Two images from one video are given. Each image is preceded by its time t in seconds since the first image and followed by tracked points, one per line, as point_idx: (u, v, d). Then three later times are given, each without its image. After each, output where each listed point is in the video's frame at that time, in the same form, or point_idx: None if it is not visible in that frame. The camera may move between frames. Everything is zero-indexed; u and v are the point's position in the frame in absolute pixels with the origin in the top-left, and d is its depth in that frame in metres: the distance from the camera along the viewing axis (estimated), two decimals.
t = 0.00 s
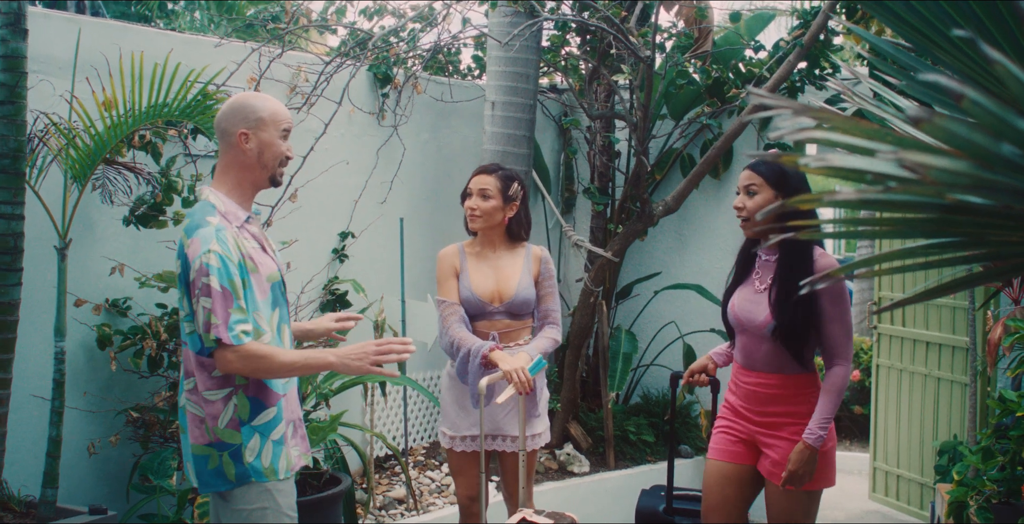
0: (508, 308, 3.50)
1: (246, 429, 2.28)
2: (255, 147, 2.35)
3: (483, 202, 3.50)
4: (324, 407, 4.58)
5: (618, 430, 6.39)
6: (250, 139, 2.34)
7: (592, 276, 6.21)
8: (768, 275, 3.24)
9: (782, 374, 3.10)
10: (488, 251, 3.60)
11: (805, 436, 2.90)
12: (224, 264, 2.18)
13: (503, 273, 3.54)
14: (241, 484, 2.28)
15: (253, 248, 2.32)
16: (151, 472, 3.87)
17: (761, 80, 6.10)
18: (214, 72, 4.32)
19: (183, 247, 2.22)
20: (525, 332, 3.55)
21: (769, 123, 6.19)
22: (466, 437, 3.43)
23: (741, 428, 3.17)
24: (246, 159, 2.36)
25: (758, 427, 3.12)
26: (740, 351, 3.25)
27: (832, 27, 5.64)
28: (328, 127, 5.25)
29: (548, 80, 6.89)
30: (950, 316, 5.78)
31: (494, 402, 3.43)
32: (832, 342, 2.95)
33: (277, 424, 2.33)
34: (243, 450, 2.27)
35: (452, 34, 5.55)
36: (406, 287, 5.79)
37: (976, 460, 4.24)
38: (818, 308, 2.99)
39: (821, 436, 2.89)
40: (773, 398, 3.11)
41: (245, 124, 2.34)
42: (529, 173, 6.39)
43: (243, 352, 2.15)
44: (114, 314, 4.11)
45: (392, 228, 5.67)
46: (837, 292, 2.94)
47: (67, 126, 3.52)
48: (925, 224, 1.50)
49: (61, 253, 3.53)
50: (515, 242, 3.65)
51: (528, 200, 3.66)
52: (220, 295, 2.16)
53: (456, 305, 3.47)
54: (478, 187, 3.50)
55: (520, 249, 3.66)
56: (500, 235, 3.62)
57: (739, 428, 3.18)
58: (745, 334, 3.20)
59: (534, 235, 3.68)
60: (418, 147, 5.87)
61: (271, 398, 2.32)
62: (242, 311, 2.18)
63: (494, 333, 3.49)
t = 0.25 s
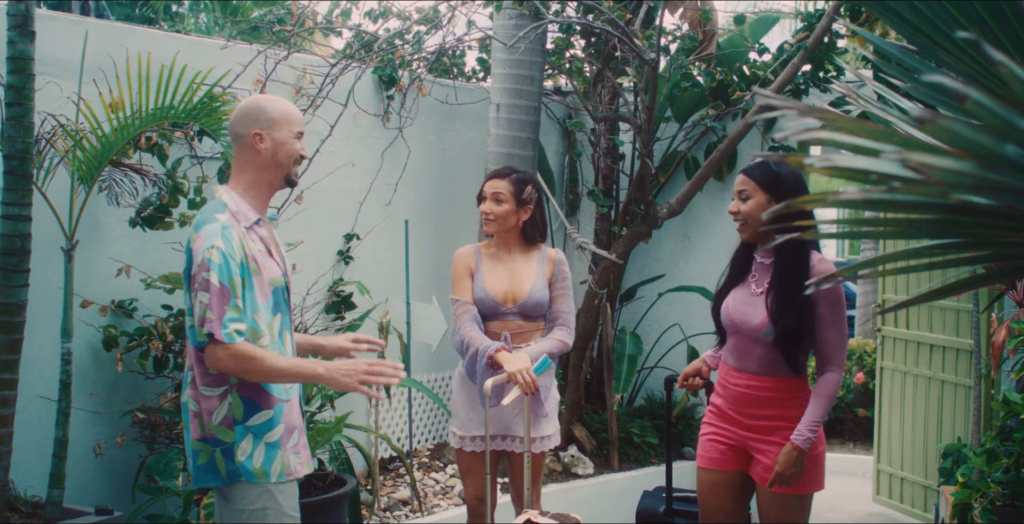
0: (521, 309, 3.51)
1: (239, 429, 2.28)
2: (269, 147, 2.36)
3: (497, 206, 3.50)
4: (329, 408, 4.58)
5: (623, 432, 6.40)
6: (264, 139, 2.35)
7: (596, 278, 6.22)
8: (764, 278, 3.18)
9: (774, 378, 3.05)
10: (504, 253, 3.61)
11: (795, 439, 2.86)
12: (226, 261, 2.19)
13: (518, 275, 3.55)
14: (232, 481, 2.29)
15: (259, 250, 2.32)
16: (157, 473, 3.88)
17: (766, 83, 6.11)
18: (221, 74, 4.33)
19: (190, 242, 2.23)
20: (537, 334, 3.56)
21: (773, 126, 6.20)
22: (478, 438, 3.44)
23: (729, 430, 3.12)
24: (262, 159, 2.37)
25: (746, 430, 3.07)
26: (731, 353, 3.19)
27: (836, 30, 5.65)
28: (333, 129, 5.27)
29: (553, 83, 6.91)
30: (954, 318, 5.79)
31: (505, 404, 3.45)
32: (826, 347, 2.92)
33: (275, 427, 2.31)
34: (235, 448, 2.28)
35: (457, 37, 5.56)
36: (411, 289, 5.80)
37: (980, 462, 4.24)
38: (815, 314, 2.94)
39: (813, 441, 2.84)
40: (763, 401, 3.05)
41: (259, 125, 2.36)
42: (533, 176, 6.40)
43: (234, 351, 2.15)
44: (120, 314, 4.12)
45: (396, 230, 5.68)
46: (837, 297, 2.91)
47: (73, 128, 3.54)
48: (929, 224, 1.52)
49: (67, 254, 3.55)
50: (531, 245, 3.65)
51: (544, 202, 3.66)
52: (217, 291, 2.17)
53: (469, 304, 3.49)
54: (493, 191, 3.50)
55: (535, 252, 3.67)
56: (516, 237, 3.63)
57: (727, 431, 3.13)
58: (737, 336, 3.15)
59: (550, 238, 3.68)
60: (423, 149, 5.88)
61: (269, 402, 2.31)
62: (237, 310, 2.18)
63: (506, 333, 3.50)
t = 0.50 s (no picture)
0: (537, 309, 3.52)
1: (225, 423, 2.29)
2: (299, 151, 2.37)
3: (516, 212, 3.51)
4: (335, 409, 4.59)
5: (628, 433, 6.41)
6: (295, 141, 2.37)
7: (601, 279, 6.22)
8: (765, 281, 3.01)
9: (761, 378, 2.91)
10: (522, 253, 3.62)
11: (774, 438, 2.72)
12: (234, 254, 2.20)
13: (535, 275, 3.56)
14: (219, 473, 2.31)
15: (270, 251, 2.32)
16: (163, 473, 3.89)
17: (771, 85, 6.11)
18: (227, 75, 4.34)
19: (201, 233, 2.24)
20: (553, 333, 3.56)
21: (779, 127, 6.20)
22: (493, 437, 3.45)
23: (716, 429, 2.99)
24: (291, 162, 2.38)
25: (733, 429, 2.94)
26: (722, 352, 3.05)
27: (841, 32, 5.65)
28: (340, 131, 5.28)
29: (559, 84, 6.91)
30: (959, 319, 5.79)
31: (515, 404, 3.46)
32: (811, 357, 2.76)
33: (263, 427, 2.30)
34: (221, 443, 2.28)
35: (462, 38, 5.57)
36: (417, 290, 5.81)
37: (986, 463, 4.24)
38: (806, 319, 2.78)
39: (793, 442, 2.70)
40: (751, 399, 2.91)
41: (290, 127, 2.37)
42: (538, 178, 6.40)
43: (220, 344, 2.13)
44: (126, 315, 4.13)
45: (402, 231, 5.69)
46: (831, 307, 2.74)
47: (81, 128, 3.55)
48: (936, 223, 1.51)
49: (75, 254, 3.56)
50: (547, 247, 3.67)
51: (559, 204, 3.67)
52: (221, 281, 2.17)
53: (483, 302, 3.49)
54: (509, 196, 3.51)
55: (552, 253, 3.67)
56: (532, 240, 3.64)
57: (713, 429, 3.00)
58: (729, 335, 3.00)
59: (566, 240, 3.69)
60: (429, 150, 5.88)
61: (257, 400, 2.30)
62: (234, 303, 2.18)
63: (521, 333, 3.50)
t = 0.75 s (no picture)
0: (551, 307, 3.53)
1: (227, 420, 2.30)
2: (312, 152, 2.38)
3: (548, 214, 3.55)
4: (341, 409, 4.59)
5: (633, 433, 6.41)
6: (308, 142, 2.37)
7: (606, 280, 6.22)
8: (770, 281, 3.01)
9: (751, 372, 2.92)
10: (533, 254, 3.64)
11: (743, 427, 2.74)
12: (229, 251, 2.21)
13: (549, 275, 3.58)
14: (224, 470, 2.32)
15: (273, 249, 2.32)
16: (169, 472, 3.89)
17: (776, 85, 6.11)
18: (233, 75, 4.35)
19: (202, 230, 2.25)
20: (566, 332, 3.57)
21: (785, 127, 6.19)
22: (506, 436, 3.46)
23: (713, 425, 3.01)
24: (302, 161, 2.38)
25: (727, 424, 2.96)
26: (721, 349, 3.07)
27: (847, 32, 5.64)
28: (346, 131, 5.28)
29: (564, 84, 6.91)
30: (965, 319, 5.79)
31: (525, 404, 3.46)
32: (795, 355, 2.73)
33: (263, 425, 2.30)
34: (223, 440, 2.30)
35: (468, 38, 5.57)
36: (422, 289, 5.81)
37: (992, 463, 4.24)
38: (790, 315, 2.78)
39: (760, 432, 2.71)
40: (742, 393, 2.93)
41: (304, 127, 2.37)
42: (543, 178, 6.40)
43: (209, 339, 2.15)
44: (132, 314, 4.14)
45: (408, 231, 5.69)
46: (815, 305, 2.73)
47: (87, 128, 3.56)
48: (942, 221, 1.51)
49: (81, 254, 3.56)
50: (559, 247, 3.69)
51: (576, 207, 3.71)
52: (215, 279, 2.17)
53: (495, 303, 3.50)
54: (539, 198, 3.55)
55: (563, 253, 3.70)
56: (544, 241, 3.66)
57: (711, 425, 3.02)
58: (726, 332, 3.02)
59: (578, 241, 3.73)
60: (434, 150, 5.89)
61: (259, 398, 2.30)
62: (226, 301, 2.19)
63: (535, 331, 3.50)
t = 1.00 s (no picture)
0: (559, 307, 3.53)
1: (240, 421, 2.29)
2: (309, 147, 2.38)
3: (552, 216, 3.55)
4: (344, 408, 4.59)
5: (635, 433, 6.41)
6: (305, 139, 2.37)
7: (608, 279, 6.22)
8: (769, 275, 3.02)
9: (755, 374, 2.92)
10: (539, 254, 3.64)
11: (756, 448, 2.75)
12: (237, 251, 2.21)
13: (556, 275, 3.58)
14: (230, 475, 2.31)
15: (278, 244, 2.33)
16: (171, 471, 3.90)
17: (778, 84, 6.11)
18: (236, 74, 4.35)
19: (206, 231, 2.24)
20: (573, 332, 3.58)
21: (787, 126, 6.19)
22: (515, 434, 3.46)
23: (717, 424, 3.01)
24: (299, 157, 2.39)
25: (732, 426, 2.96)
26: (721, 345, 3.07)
27: (848, 31, 5.64)
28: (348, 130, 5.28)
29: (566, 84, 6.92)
30: (967, 318, 5.79)
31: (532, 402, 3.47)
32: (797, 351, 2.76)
33: (274, 424, 2.31)
34: (234, 443, 2.29)
35: (470, 38, 5.57)
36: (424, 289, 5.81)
37: (995, 461, 4.24)
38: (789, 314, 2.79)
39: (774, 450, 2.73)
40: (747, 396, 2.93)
41: (301, 124, 2.37)
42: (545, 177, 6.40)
43: (219, 343, 2.15)
44: (135, 313, 4.14)
45: (410, 230, 5.70)
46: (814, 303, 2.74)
47: (90, 127, 3.56)
48: (946, 218, 1.52)
49: (84, 252, 3.57)
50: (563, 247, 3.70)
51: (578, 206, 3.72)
52: (226, 281, 2.18)
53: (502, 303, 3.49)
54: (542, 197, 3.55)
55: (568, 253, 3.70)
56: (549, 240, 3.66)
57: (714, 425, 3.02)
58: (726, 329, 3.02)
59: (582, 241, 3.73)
60: (436, 150, 5.89)
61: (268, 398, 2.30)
62: (238, 302, 2.19)
63: (544, 331, 3.51)
